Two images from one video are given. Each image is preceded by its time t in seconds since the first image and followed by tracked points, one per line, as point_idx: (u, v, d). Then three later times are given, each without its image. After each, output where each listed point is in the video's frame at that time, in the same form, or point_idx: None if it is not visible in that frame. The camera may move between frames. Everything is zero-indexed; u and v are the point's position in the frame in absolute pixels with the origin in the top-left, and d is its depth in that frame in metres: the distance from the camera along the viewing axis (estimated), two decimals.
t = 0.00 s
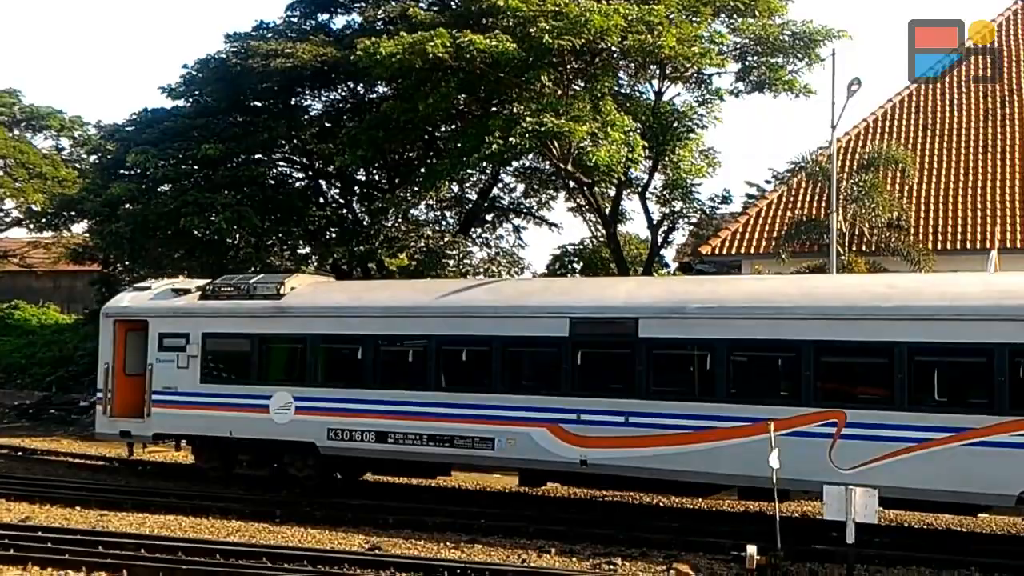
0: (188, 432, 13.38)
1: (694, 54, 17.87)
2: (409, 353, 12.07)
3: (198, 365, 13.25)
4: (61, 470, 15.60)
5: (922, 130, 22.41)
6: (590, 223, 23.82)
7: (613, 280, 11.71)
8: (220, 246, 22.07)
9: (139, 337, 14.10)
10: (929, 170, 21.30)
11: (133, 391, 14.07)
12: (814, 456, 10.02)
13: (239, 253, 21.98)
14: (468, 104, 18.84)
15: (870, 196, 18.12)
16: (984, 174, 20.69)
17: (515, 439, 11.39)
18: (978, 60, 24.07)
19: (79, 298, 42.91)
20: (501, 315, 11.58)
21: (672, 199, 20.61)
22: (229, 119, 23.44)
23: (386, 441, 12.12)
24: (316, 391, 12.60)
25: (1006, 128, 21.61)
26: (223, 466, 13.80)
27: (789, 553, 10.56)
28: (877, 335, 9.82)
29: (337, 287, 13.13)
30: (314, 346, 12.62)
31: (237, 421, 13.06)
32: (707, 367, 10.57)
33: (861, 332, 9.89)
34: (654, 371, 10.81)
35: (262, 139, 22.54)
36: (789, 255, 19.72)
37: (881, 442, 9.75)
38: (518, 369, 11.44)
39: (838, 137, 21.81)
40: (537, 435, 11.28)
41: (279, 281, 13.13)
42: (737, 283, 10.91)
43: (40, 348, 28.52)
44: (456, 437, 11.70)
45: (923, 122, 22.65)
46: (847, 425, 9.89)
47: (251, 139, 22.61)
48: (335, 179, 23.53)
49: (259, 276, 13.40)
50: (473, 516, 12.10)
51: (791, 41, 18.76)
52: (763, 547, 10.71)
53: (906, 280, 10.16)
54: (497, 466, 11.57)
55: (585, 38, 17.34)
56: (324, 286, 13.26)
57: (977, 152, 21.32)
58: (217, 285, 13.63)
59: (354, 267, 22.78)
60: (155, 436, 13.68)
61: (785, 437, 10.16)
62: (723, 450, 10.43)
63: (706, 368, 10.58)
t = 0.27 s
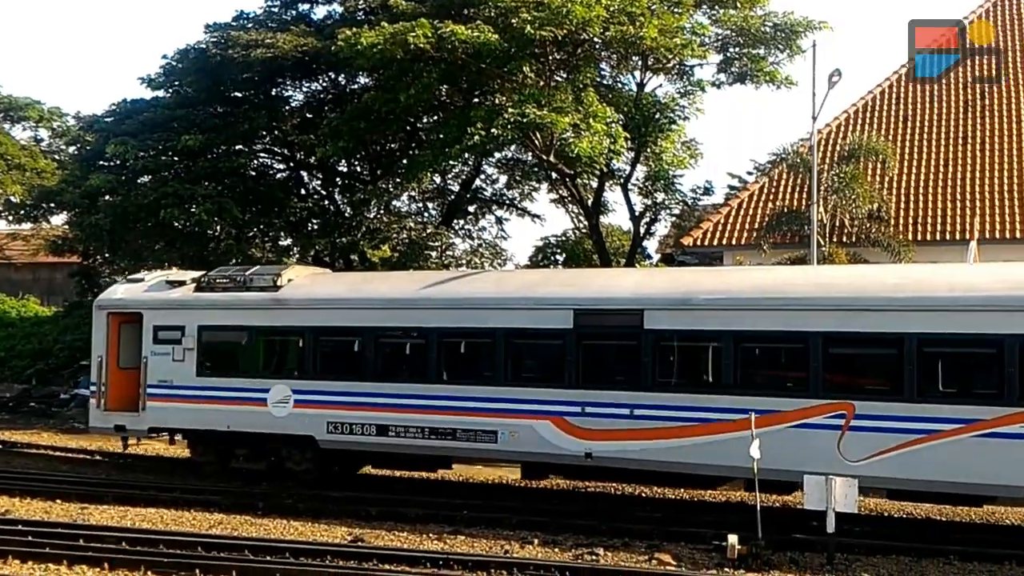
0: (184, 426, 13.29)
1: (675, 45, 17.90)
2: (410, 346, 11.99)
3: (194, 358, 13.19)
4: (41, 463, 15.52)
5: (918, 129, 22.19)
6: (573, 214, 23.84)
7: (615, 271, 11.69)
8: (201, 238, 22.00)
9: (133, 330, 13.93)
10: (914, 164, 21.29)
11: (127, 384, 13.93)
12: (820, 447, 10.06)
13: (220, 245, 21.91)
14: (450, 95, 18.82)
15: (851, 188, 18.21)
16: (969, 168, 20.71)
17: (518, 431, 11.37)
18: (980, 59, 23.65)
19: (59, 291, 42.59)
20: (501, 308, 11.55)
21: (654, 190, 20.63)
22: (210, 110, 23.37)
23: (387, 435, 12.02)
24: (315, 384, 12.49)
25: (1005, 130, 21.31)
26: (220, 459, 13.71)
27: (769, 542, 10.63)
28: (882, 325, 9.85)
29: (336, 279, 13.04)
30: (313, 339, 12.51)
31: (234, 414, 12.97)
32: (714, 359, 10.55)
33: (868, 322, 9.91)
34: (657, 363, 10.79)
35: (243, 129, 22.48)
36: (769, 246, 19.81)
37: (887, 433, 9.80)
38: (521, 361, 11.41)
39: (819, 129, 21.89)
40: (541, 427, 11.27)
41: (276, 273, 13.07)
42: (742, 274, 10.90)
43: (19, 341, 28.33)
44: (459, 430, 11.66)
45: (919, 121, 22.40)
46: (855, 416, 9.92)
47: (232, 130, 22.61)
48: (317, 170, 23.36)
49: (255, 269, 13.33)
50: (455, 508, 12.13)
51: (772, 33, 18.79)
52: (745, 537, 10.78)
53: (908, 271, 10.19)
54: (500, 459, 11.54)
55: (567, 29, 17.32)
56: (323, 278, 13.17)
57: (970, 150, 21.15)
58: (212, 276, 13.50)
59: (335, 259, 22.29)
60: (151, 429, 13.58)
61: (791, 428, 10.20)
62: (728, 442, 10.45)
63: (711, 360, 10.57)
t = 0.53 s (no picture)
0: (178, 419, 12.90)
1: (657, 37, 17.92)
2: (409, 338, 11.69)
3: (189, 350, 12.81)
4: (20, 455, 15.42)
5: (908, 126, 22.07)
6: (555, 205, 23.84)
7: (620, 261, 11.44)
8: (182, 229, 21.92)
9: (125, 322, 13.56)
10: (896, 157, 21.37)
11: (121, 377, 13.57)
12: (833, 440, 9.82)
13: (200, 236, 21.86)
14: (432, 86, 18.80)
15: (830, 178, 18.37)
16: (950, 163, 20.77)
17: (520, 425, 11.08)
18: (979, 58, 23.36)
19: (39, 282, 42.31)
20: (501, 301, 11.23)
21: (636, 182, 20.68)
22: (190, 100, 23.24)
23: (387, 428, 11.73)
24: (314, 377, 12.18)
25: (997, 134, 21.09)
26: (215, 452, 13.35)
27: (750, 532, 10.70)
28: (890, 316, 9.65)
29: (332, 269, 12.73)
30: (311, 331, 12.20)
31: (230, 407, 12.62)
32: (722, 350, 10.30)
33: (877, 313, 9.69)
34: (665, 354, 10.54)
35: (222, 121, 22.41)
36: (750, 237, 19.92)
37: (899, 425, 9.59)
38: (523, 352, 11.12)
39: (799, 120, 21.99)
40: (543, 420, 10.98)
41: (273, 264, 12.67)
42: (748, 263, 10.66)
43: None
44: (460, 423, 11.35)
45: (910, 118, 22.26)
46: (865, 408, 9.70)
47: (211, 121, 22.51)
48: (298, 161, 23.19)
49: (250, 259, 12.97)
50: (436, 499, 12.13)
51: (753, 24, 18.83)
52: (725, 526, 10.86)
53: (913, 262, 9.98)
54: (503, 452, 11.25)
55: (549, 20, 17.30)
56: (318, 268, 12.86)
57: (956, 148, 21.11)
58: (207, 268, 13.18)
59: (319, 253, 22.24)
60: (144, 423, 13.20)
61: (804, 421, 9.94)
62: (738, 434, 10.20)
63: (720, 351, 10.32)
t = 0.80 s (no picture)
0: (174, 412, 12.68)
1: (639, 29, 17.93)
2: (411, 329, 11.55)
3: (186, 343, 12.57)
4: None
5: (899, 124, 21.94)
6: (538, 197, 23.83)
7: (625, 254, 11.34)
8: (161, 220, 21.79)
9: (119, 314, 13.28)
10: (878, 150, 21.44)
11: (114, 369, 13.28)
12: (841, 431, 9.78)
13: (179, 228, 21.71)
14: (414, 77, 18.78)
15: (811, 171, 18.44)
16: (933, 156, 20.83)
17: (525, 417, 10.97)
18: (979, 58, 23.13)
19: (18, 274, 41.97)
20: (499, 291, 11.17)
21: (618, 173, 20.70)
22: (169, 90, 22.90)
23: (388, 421, 11.57)
24: (313, 369, 12.02)
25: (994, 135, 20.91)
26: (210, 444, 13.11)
27: (729, 521, 10.77)
28: (897, 309, 9.61)
29: (331, 262, 12.57)
30: (311, 323, 12.01)
31: (228, 400, 12.42)
32: (730, 341, 10.22)
33: (884, 305, 9.65)
34: (670, 345, 10.46)
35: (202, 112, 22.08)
36: (732, 229, 20.01)
37: (907, 416, 9.57)
38: (528, 343, 11.02)
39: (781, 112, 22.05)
40: (548, 413, 10.89)
41: (270, 255, 12.47)
42: (755, 256, 10.60)
43: None
44: (463, 415, 11.22)
45: (890, 111, 22.39)
46: (873, 400, 9.68)
47: (191, 111, 22.17)
48: (278, 152, 23.00)
49: (248, 251, 12.75)
50: (418, 490, 12.13)
51: (735, 16, 18.83)
52: (705, 516, 10.92)
53: (916, 255, 9.95)
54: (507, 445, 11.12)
55: (531, 11, 17.27)
56: (318, 260, 12.70)
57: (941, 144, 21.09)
58: (202, 259, 12.94)
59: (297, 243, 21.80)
60: (140, 417, 12.95)
61: (812, 412, 9.89)
62: (745, 426, 10.14)
63: (727, 342, 10.24)
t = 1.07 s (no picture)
0: (174, 407, 12.58)
1: (624, 22, 17.89)
2: (416, 323, 11.50)
3: (186, 337, 12.48)
4: None
5: (892, 123, 21.84)
6: (523, 191, 23.79)
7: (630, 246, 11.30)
8: (144, 214, 21.70)
9: (116, 308, 13.24)
10: (865, 146, 21.46)
11: (112, 365, 13.24)
12: (850, 425, 9.79)
13: (162, 221, 21.63)
14: (398, 70, 18.74)
15: (795, 165, 18.50)
16: (919, 151, 20.88)
17: (533, 412, 10.93)
18: (979, 59, 22.92)
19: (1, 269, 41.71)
20: (503, 284, 11.11)
21: (603, 167, 20.69)
22: (152, 83, 22.80)
23: (393, 416, 11.54)
24: (316, 364, 11.95)
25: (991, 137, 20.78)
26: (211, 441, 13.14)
27: (714, 514, 10.82)
28: (903, 302, 9.61)
29: (332, 254, 12.48)
30: (314, 317, 11.95)
31: (229, 394, 12.34)
32: (739, 336, 10.21)
33: (891, 298, 9.65)
34: (677, 339, 10.45)
35: (185, 104, 22.10)
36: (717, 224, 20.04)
37: (917, 410, 9.56)
38: (535, 337, 10.97)
39: (765, 106, 22.10)
40: (556, 407, 10.85)
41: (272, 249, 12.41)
42: (761, 248, 10.57)
43: None
44: (469, 411, 11.19)
45: (874, 105, 22.47)
46: (884, 394, 9.68)
47: (174, 104, 22.13)
48: (262, 145, 23.03)
49: (248, 245, 12.66)
50: (403, 484, 12.12)
51: (719, 11, 18.92)
52: (690, 509, 10.97)
53: (920, 247, 9.94)
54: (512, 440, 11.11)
55: (515, 4, 17.24)
56: (319, 252, 12.59)
57: (930, 141, 21.08)
58: (201, 253, 12.84)
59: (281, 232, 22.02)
60: (139, 412, 12.86)
61: (822, 406, 9.89)
62: (757, 420, 10.12)
63: (736, 337, 10.23)
